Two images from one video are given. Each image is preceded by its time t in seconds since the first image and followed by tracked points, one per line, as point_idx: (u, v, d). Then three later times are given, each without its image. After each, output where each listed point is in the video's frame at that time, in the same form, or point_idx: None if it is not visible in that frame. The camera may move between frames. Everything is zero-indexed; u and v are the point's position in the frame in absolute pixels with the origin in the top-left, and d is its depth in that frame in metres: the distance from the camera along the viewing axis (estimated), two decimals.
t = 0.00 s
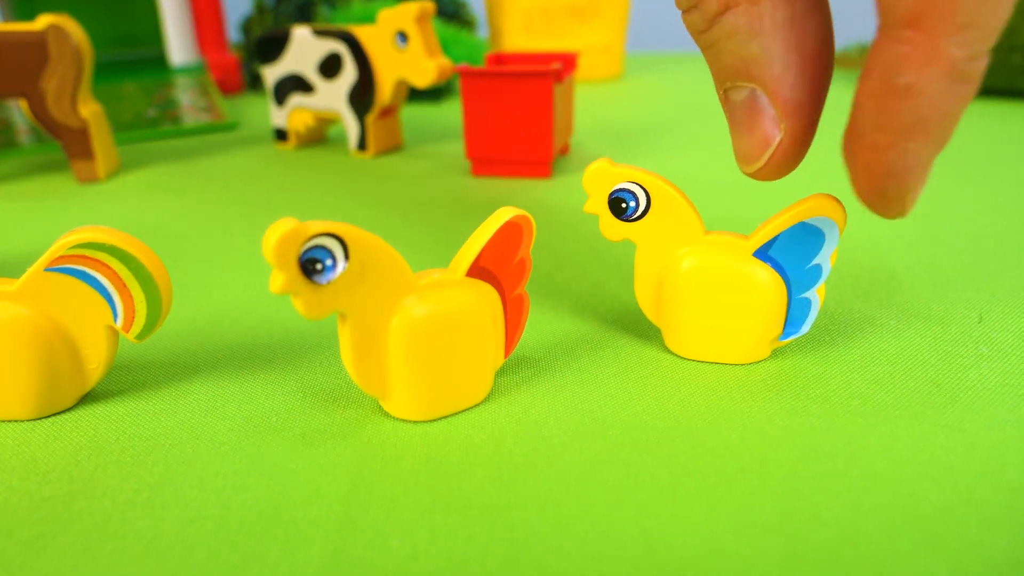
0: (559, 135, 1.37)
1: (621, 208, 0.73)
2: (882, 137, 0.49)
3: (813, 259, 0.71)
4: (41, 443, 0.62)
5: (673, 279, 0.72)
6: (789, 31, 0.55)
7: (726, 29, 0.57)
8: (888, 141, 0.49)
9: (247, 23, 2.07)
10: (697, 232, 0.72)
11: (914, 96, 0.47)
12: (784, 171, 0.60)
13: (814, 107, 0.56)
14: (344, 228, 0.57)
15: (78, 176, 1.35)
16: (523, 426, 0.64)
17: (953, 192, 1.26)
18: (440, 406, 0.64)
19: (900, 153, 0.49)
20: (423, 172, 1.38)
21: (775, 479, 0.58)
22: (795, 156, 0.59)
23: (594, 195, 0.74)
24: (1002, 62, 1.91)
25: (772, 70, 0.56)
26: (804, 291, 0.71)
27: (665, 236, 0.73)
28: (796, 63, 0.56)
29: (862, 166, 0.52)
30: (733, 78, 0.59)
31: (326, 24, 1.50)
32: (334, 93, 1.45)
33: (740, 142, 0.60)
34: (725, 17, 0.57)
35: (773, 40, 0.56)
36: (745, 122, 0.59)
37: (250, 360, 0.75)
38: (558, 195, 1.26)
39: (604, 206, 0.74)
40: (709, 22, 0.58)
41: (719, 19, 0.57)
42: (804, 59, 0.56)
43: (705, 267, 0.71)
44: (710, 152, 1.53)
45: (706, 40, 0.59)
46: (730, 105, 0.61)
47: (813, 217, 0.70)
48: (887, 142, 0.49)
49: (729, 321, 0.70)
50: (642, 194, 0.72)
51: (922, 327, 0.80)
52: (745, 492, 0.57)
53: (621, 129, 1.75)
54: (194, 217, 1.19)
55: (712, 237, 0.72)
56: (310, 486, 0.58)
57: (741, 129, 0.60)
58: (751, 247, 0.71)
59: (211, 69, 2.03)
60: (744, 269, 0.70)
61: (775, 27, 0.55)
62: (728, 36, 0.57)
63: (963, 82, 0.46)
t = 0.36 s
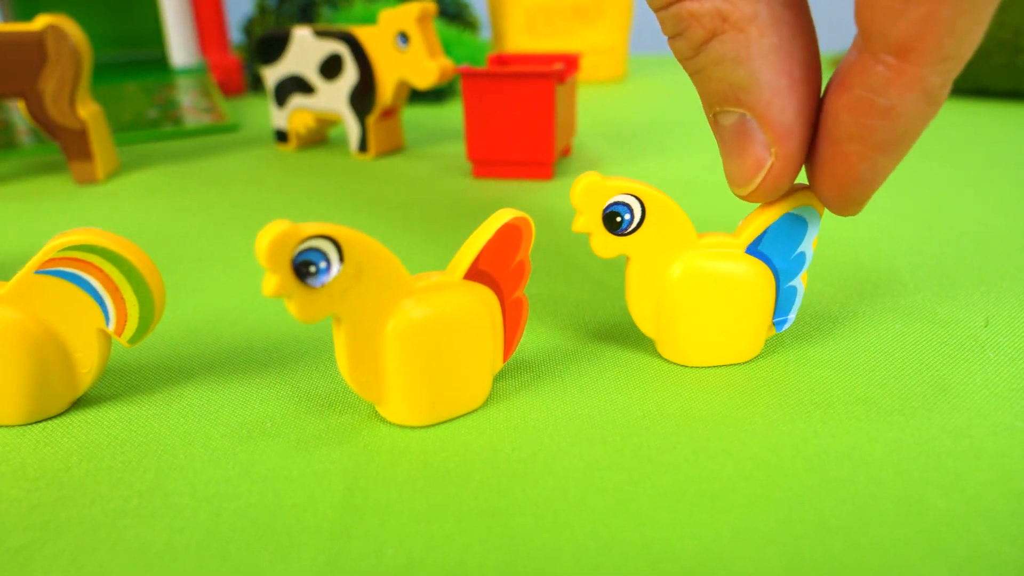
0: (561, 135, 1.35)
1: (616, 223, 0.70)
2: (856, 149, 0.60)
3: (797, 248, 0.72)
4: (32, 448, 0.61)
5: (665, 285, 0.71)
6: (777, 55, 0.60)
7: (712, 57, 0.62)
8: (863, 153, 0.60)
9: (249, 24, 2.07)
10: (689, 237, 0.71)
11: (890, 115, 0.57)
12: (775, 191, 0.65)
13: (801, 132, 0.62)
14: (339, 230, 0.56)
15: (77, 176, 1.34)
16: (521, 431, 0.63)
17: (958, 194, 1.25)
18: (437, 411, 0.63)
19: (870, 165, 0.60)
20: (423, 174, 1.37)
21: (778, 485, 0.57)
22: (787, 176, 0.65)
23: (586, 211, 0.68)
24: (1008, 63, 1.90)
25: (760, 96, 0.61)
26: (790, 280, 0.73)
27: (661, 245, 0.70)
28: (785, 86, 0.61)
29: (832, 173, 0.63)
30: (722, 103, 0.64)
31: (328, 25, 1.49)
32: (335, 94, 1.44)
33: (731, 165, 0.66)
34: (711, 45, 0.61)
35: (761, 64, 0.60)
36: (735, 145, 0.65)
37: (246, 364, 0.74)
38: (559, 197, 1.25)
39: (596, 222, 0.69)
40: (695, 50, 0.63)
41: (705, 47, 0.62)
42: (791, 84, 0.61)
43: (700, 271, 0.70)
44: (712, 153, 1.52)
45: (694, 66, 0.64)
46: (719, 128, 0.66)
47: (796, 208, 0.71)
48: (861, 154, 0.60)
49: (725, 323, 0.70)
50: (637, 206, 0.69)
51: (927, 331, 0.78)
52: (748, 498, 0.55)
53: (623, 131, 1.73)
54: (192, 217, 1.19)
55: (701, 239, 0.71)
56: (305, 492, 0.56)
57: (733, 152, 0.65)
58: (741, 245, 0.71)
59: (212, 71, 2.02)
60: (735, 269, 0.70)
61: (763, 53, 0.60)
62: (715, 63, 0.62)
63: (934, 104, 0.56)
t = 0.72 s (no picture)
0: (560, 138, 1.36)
1: (613, 225, 0.69)
2: (845, 156, 0.61)
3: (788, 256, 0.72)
4: (29, 452, 0.62)
5: (656, 285, 0.71)
6: (773, 47, 0.60)
7: (709, 50, 0.62)
8: (852, 158, 0.61)
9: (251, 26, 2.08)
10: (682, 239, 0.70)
11: (877, 121, 0.58)
12: (772, 183, 0.66)
13: (799, 122, 0.62)
14: (334, 236, 0.56)
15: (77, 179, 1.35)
16: (516, 436, 0.63)
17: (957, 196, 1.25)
18: (433, 415, 0.63)
19: (860, 170, 0.62)
20: (422, 177, 1.37)
21: (773, 490, 0.57)
22: (785, 166, 0.65)
23: (584, 213, 0.67)
24: (1009, 65, 1.89)
25: (758, 87, 0.61)
26: (781, 286, 0.72)
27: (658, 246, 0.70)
28: (782, 77, 0.61)
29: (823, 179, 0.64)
30: (719, 96, 0.64)
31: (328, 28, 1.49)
32: (335, 97, 1.44)
33: (730, 156, 0.66)
34: (706, 38, 0.62)
35: (756, 56, 0.61)
36: (733, 137, 0.65)
37: (243, 367, 0.74)
38: (557, 200, 1.25)
39: (595, 223, 0.68)
40: (691, 43, 0.63)
41: (702, 40, 0.62)
42: (788, 73, 0.61)
43: (695, 275, 0.70)
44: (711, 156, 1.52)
45: (690, 59, 0.64)
46: (718, 119, 0.66)
47: (791, 216, 0.70)
48: (850, 160, 0.61)
49: (717, 327, 0.70)
50: (634, 207, 0.69)
51: (924, 335, 0.78)
52: (742, 503, 0.55)
53: (622, 134, 1.73)
54: (191, 220, 1.19)
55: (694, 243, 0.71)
56: (300, 496, 0.57)
57: (732, 144, 0.65)
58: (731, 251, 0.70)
59: (213, 73, 2.03)
60: (724, 275, 0.70)
61: (758, 45, 0.60)
62: (711, 56, 0.62)
63: (919, 106, 0.57)
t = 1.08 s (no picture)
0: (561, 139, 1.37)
1: (641, 235, 0.68)
2: (832, 157, 0.62)
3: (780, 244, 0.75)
4: (38, 447, 0.63)
5: (681, 289, 0.71)
6: (753, 50, 0.62)
7: (692, 53, 0.63)
8: (837, 160, 0.62)
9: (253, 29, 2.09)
10: (700, 239, 0.71)
11: (859, 123, 0.59)
12: (758, 178, 0.67)
13: (779, 122, 0.64)
14: (339, 233, 0.57)
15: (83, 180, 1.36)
16: (517, 432, 0.64)
17: (956, 196, 1.25)
18: (435, 410, 0.64)
19: (846, 171, 0.62)
20: (424, 179, 1.38)
21: (771, 484, 0.57)
22: (767, 165, 0.66)
23: (615, 228, 0.66)
24: (1009, 66, 1.90)
25: (739, 89, 0.63)
26: (776, 274, 0.75)
27: (677, 252, 0.70)
28: (763, 80, 0.63)
29: (810, 180, 0.65)
30: (704, 97, 0.66)
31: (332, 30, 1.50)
32: (339, 98, 1.45)
33: (714, 156, 0.68)
34: (689, 41, 0.63)
35: (739, 59, 0.62)
36: (717, 138, 0.67)
37: (249, 364, 0.75)
38: (559, 201, 1.26)
39: (625, 237, 0.66)
40: (675, 46, 0.64)
41: (685, 44, 0.63)
42: (769, 76, 0.63)
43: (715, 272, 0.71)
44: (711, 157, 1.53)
45: (673, 61, 0.65)
46: (702, 120, 0.68)
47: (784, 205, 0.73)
48: (835, 161, 0.62)
49: (719, 323, 0.71)
50: (660, 216, 0.68)
51: (921, 332, 0.79)
52: (740, 497, 0.56)
53: (624, 135, 1.75)
54: (196, 220, 1.20)
55: (706, 241, 0.72)
56: (305, 491, 0.57)
57: (715, 144, 0.67)
58: (741, 245, 0.72)
59: (217, 76, 2.04)
60: (739, 267, 0.72)
61: (739, 49, 0.62)
62: (694, 59, 0.63)
63: (901, 108, 0.58)
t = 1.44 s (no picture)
0: (562, 139, 1.37)
1: (659, 235, 0.68)
2: (836, 134, 0.62)
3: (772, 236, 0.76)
4: (41, 443, 0.63)
5: (697, 285, 0.70)
6: (760, 33, 0.62)
7: (700, 35, 0.64)
8: (840, 137, 0.62)
9: (256, 31, 2.10)
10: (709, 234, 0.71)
11: (864, 100, 0.60)
12: (762, 159, 0.67)
13: (789, 103, 0.65)
14: (340, 229, 0.57)
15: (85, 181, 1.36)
16: (517, 428, 0.64)
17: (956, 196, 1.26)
18: (435, 406, 0.64)
19: (851, 148, 0.63)
20: (426, 179, 1.38)
21: (770, 479, 0.57)
22: (774, 146, 0.67)
23: (637, 229, 0.66)
24: (1009, 69, 1.91)
25: (747, 71, 0.63)
26: (769, 265, 0.76)
27: (692, 248, 0.70)
28: (769, 62, 0.63)
29: (815, 158, 0.65)
30: (710, 79, 0.66)
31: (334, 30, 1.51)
32: (340, 99, 1.45)
33: (721, 138, 0.68)
34: (697, 24, 0.63)
35: (745, 41, 0.62)
36: (724, 119, 0.67)
37: (251, 361, 0.75)
38: (560, 200, 1.26)
39: (646, 240, 0.66)
40: (684, 28, 0.64)
41: (693, 26, 0.63)
42: (776, 58, 0.63)
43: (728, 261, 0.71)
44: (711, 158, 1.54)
45: (681, 44, 0.66)
46: (708, 103, 0.68)
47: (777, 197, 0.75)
48: (839, 138, 0.62)
49: (720, 321, 0.71)
50: (676, 214, 0.68)
51: (920, 329, 0.79)
52: (739, 492, 0.56)
53: (625, 136, 1.75)
54: (198, 220, 1.20)
55: (714, 238, 0.72)
56: (306, 485, 0.58)
57: (723, 127, 0.67)
58: (743, 239, 0.73)
59: (220, 78, 2.05)
60: (743, 261, 0.72)
61: (746, 31, 0.62)
62: (702, 41, 0.64)
63: (903, 85, 0.59)
